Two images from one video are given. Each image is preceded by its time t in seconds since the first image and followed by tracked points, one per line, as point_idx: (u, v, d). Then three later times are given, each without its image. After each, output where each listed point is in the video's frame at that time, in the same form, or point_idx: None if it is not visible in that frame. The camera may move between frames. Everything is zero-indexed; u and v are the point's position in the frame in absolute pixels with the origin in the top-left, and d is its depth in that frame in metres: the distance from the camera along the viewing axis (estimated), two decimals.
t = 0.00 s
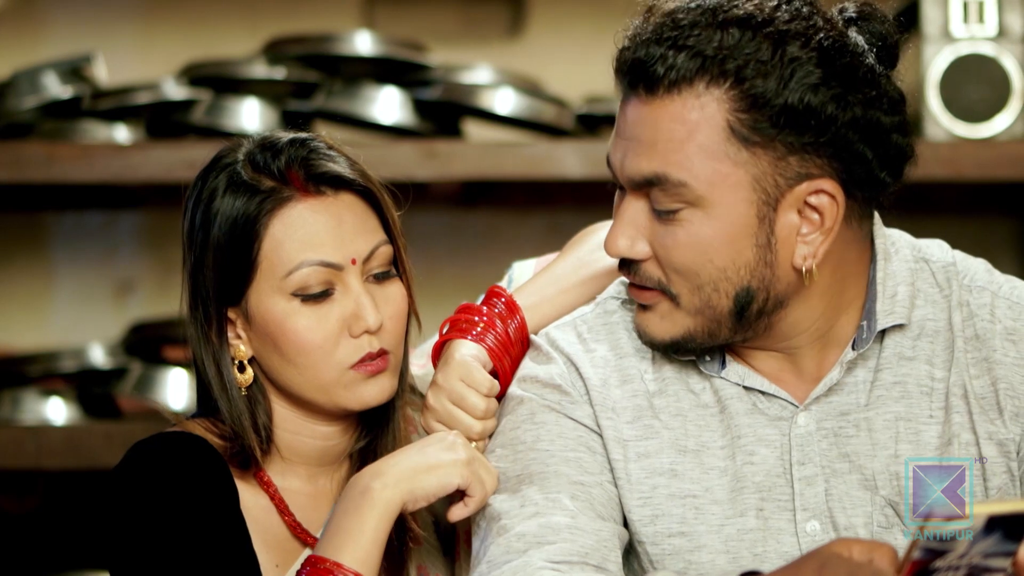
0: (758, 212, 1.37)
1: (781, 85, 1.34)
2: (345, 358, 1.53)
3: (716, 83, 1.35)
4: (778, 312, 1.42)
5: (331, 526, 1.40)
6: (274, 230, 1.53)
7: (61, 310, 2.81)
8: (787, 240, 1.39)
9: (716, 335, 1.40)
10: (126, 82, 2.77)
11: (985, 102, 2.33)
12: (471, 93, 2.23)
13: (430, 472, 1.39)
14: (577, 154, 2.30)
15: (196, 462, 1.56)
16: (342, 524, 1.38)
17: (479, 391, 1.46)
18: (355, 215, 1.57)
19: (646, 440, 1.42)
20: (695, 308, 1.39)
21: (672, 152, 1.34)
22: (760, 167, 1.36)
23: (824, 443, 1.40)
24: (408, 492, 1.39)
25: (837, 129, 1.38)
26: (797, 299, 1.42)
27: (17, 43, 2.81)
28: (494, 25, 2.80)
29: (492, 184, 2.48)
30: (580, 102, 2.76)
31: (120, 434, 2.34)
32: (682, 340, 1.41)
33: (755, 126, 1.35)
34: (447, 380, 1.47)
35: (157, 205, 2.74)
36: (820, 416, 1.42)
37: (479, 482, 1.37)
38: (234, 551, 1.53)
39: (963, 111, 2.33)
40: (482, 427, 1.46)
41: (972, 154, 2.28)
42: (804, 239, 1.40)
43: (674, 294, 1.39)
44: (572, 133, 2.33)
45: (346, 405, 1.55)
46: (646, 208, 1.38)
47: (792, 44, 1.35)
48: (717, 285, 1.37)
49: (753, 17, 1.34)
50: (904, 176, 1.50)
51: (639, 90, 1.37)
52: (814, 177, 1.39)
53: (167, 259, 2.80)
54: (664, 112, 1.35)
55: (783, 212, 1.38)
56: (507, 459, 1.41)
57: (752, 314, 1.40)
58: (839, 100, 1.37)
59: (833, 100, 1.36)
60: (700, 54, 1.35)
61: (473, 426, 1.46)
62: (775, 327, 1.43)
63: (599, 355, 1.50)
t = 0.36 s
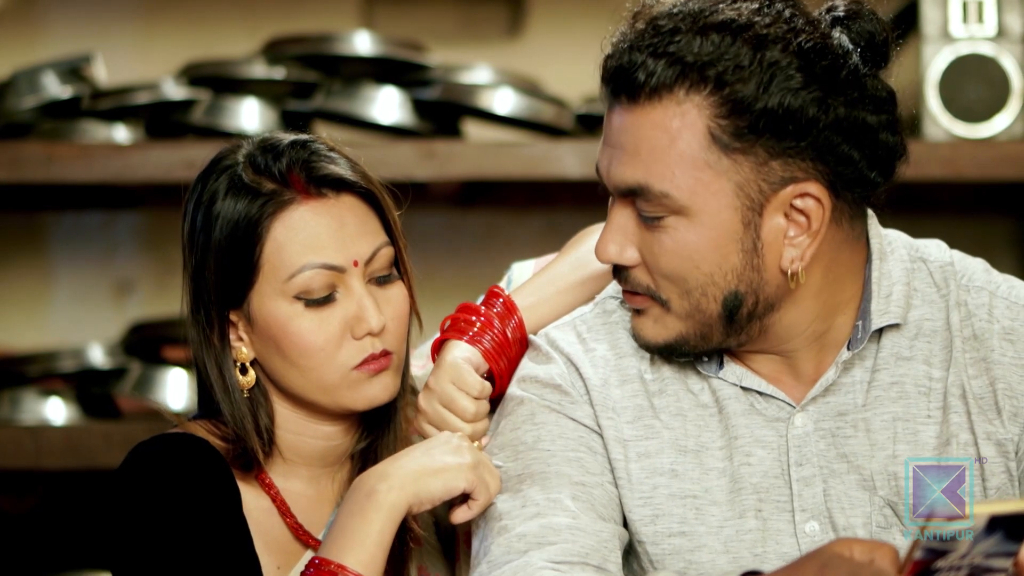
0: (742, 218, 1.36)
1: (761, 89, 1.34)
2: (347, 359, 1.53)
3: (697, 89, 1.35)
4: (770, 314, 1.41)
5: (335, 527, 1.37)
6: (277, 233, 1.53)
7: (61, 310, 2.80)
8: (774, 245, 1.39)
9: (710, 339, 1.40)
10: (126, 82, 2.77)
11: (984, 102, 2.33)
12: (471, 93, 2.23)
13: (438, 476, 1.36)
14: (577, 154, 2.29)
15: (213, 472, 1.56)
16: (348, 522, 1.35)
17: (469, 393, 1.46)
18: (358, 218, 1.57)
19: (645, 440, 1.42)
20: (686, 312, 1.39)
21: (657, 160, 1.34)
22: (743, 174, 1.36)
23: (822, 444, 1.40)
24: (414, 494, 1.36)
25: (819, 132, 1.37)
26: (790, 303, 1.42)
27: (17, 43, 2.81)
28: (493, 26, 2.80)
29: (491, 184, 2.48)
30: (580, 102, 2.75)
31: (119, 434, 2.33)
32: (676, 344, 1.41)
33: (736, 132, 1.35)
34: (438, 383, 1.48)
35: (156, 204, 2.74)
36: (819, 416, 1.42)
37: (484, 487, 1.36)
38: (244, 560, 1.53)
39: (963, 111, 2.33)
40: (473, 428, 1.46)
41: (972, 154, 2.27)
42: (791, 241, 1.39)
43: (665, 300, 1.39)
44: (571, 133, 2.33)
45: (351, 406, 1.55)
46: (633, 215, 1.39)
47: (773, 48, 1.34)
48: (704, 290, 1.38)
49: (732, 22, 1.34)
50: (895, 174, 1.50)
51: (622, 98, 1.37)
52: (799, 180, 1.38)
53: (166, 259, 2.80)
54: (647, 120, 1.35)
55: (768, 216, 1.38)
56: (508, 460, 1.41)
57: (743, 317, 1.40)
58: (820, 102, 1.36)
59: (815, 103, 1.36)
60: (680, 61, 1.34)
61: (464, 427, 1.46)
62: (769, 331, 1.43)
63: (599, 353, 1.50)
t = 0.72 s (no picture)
0: (739, 220, 1.37)
1: (755, 89, 1.34)
2: (352, 362, 1.53)
3: (691, 90, 1.35)
4: (769, 316, 1.41)
5: (342, 533, 1.38)
6: (281, 236, 1.52)
7: (59, 310, 2.80)
8: (772, 246, 1.39)
9: (710, 340, 1.41)
10: (124, 82, 2.76)
11: (982, 102, 2.33)
12: (469, 93, 2.23)
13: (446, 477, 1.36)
14: (575, 154, 2.29)
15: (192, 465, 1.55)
16: (353, 532, 1.37)
17: (459, 402, 1.45)
18: (363, 221, 1.57)
19: (645, 440, 1.42)
20: (685, 315, 1.39)
21: (663, 163, 1.35)
22: (738, 176, 1.36)
23: (822, 444, 1.40)
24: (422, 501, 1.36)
25: (815, 131, 1.37)
26: (788, 304, 1.41)
27: (15, 43, 2.81)
28: (491, 26, 2.80)
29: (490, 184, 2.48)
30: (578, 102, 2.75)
31: (117, 434, 2.32)
32: (679, 346, 1.42)
33: (730, 134, 1.35)
34: (429, 391, 1.47)
35: (155, 204, 2.73)
36: (818, 417, 1.42)
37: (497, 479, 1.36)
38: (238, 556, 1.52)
39: (961, 111, 2.33)
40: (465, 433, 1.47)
41: (971, 154, 2.27)
42: (789, 242, 1.39)
43: (662, 302, 1.40)
44: (570, 133, 2.33)
45: (353, 408, 1.55)
46: (630, 221, 1.40)
47: (766, 48, 1.34)
48: (703, 292, 1.38)
49: (726, 23, 1.34)
50: (892, 172, 1.49)
51: (617, 101, 1.38)
52: (796, 180, 1.38)
53: (164, 259, 2.80)
54: (641, 122, 1.35)
55: (766, 216, 1.38)
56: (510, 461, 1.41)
57: (742, 319, 1.40)
58: (815, 101, 1.36)
59: (810, 103, 1.36)
60: (674, 63, 1.35)
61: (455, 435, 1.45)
62: (769, 331, 1.42)
63: (599, 354, 1.50)
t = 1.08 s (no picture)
0: (772, 213, 1.35)
1: (779, 82, 1.34)
2: (351, 361, 1.53)
3: (714, 90, 1.33)
4: (796, 309, 1.41)
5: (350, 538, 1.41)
6: (281, 234, 1.52)
7: (58, 311, 2.80)
8: (802, 235, 1.38)
9: (739, 342, 1.39)
10: (122, 82, 2.76)
11: (981, 102, 2.33)
12: (468, 93, 2.23)
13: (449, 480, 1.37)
14: (574, 154, 2.29)
15: (201, 466, 1.55)
16: (359, 535, 1.40)
17: (456, 399, 1.46)
18: (362, 219, 1.57)
19: (645, 441, 1.42)
20: (718, 317, 1.37)
21: (690, 165, 1.32)
22: (768, 169, 1.34)
23: (823, 445, 1.40)
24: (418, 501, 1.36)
25: (834, 118, 1.37)
26: (812, 295, 1.42)
27: (13, 43, 2.81)
28: (489, 26, 2.80)
29: (489, 184, 2.47)
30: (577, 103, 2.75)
31: (115, 434, 2.32)
32: (708, 351, 1.39)
33: (760, 127, 1.33)
34: (425, 389, 1.48)
35: (154, 204, 2.73)
36: (819, 417, 1.41)
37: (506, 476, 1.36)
38: (236, 555, 1.51)
39: (959, 111, 2.33)
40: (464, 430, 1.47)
41: (969, 154, 2.27)
42: (816, 232, 1.40)
43: (693, 307, 1.36)
44: (568, 133, 2.33)
45: (351, 408, 1.55)
46: (658, 228, 1.35)
47: (783, 41, 1.34)
48: (738, 291, 1.36)
49: (738, 20, 1.34)
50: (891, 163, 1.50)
51: (634, 109, 1.34)
52: (819, 170, 1.38)
53: (162, 259, 2.79)
54: (661, 124, 1.32)
55: (794, 208, 1.37)
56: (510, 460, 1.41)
57: (774, 315, 1.39)
58: (833, 89, 1.37)
59: (829, 92, 1.36)
60: (696, 65, 1.33)
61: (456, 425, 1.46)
62: (787, 330, 1.42)
63: (596, 356, 1.50)
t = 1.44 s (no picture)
0: (762, 201, 1.36)
1: (773, 71, 1.35)
2: (350, 360, 1.53)
3: (708, 76, 1.34)
4: (784, 305, 1.41)
5: (338, 530, 1.40)
6: (280, 233, 1.52)
7: (57, 311, 2.80)
8: (792, 228, 1.39)
9: (725, 334, 1.39)
10: (121, 83, 2.76)
11: (980, 102, 2.33)
12: (467, 93, 2.23)
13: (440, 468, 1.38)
14: (573, 154, 2.29)
15: (206, 469, 1.56)
16: (345, 529, 1.39)
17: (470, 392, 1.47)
18: (361, 218, 1.57)
19: (645, 441, 1.42)
20: (705, 304, 1.37)
21: (676, 151, 1.33)
22: (760, 156, 1.35)
23: (822, 446, 1.40)
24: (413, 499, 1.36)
25: (830, 112, 1.38)
26: (801, 295, 1.42)
27: (12, 43, 2.81)
28: (489, 26, 2.80)
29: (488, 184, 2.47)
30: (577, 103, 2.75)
31: (115, 434, 2.32)
32: (691, 343, 1.39)
33: (753, 114, 1.34)
34: (437, 383, 1.49)
35: (154, 205, 2.73)
36: (817, 418, 1.41)
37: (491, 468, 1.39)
38: (237, 555, 1.52)
39: (959, 110, 2.33)
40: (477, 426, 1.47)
41: (969, 155, 2.27)
42: (806, 227, 1.40)
43: (679, 294, 1.37)
44: (568, 133, 2.33)
45: (349, 407, 1.55)
46: (647, 208, 1.37)
47: (778, 31, 1.36)
48: (725, 279, 1.36)
49: (734, 10, 1.36)
50: (889, 164, 1.50)
51: (630, 94, 1.36)
52: (812, 163, 1.39)
53: (161, 259, 2.79)
54: (659, 110, 1.34)
55: (785, 200, 1.38)
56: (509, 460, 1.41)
57: (761, 307, 1.39)
58: (829, 81, 1.37)
59: (823, 85, 1.37)
60: (691, 50, 1.35)
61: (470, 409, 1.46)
62: (777, 326, 1.42)
63: (595, 356, 1.50)
